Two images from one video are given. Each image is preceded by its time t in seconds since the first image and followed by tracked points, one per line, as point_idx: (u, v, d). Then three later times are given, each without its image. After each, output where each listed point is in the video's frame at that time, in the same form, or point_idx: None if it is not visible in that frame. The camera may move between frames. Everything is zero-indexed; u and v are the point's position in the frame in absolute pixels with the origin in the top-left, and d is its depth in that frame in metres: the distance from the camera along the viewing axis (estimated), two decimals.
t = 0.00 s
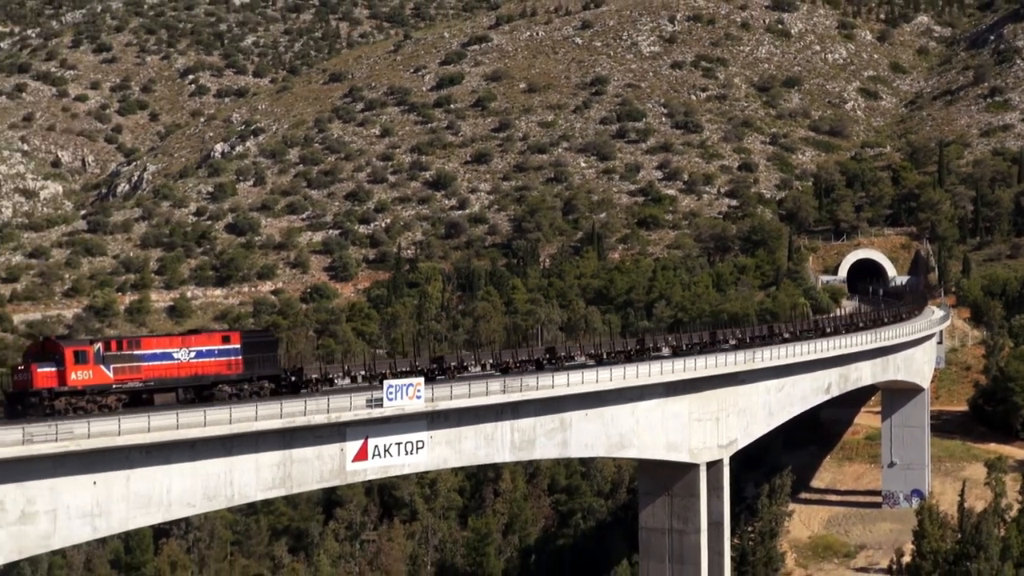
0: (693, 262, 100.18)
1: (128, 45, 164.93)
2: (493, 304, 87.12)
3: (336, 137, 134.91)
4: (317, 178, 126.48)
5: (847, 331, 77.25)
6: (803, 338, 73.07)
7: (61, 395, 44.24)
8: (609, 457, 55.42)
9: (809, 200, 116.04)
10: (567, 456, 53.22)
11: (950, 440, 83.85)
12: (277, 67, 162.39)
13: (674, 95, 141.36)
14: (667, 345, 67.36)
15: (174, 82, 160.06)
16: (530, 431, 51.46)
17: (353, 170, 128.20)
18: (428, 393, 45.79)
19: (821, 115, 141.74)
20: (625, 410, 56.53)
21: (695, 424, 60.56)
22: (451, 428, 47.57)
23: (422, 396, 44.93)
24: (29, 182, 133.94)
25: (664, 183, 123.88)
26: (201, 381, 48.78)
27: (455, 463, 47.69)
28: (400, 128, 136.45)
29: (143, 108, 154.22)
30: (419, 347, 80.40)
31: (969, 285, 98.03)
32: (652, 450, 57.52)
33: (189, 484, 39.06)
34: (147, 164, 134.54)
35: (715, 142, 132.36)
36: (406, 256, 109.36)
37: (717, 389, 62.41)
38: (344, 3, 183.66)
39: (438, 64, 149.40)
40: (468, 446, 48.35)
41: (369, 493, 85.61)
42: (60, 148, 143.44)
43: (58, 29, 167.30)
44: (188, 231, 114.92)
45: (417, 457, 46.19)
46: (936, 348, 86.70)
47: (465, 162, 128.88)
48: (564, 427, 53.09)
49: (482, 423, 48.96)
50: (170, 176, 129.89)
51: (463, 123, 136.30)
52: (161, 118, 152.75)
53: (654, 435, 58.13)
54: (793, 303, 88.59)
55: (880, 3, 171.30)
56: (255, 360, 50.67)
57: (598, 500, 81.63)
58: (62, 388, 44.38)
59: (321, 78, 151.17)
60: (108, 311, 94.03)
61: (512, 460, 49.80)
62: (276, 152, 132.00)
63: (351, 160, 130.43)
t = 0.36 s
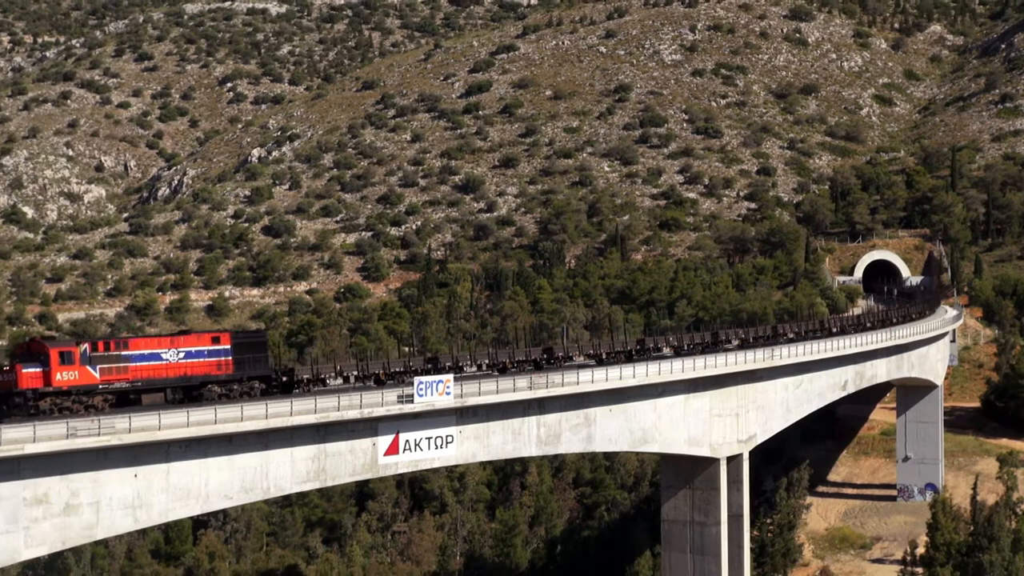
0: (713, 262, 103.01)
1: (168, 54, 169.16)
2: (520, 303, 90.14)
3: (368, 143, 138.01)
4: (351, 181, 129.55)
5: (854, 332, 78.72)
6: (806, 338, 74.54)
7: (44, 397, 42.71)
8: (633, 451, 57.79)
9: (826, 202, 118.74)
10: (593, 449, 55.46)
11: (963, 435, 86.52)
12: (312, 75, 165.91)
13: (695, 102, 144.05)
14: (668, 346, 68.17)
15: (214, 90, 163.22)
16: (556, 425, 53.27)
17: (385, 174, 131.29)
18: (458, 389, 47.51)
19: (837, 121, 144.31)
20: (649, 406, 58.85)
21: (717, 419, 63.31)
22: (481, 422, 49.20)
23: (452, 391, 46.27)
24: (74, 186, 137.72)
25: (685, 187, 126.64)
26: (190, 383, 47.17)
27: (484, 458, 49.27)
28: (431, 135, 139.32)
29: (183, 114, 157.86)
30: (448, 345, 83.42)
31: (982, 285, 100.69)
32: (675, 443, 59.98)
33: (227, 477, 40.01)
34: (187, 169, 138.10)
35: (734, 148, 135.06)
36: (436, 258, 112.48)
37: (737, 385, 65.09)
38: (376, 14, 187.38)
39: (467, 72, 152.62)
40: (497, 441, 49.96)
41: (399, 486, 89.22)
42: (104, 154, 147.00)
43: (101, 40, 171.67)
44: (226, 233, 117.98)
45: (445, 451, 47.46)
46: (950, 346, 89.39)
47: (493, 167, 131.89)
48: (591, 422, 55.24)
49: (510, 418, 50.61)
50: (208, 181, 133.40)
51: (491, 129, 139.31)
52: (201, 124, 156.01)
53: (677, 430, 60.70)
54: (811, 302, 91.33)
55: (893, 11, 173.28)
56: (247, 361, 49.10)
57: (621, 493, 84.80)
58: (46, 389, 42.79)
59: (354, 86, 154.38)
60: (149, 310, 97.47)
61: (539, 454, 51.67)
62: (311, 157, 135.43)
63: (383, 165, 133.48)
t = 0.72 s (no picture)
0: (727, 263, 105.93)
1: (200, 62, 171.29)
2: (540, 303, 93.24)
3: (393, 147, 140.99)
4: (376, 184, 132.46)
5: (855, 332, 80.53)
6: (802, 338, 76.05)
7: (23, 397, 45.06)
8: (649, 446, 60.58)
9: (836, 204, 121.49)
10: (610, 445, 58.31)
11: (968, 430, 89.41)
12: (338, 82, 168.58)
13: (709, 108, 146.64)
14: (664, 346, 69.96)
15: (243, 96, 165.31)
16: (574, 421, 56.13)
17: (409, 178, 134.29)
18: (479, 385, 50.74)
19: (847, 126, 146.98)
20: (664, 402, 61.69)
21: (729, 415, 66.18)
22: (501, 418, 52.21)
23: (472, 387, 49.60)
24: (107, 189, 140.70)
25: (700, 189, 129.39)
26: (171, 384, 49.48)
27: (504, 451, 52.45)
28: (454, 139, 142.13)
29: (213, 121, 159.73)
30: (471, 342, 86.47)
31: (987, 285, 103.58)
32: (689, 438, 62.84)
33: (256, 470, 43.58)
34: (217, 172, 141.26)
35: (747, 152, 137.69)
36: (457, 259, 115.60)
37: (749, 382, 67.94)
38: (399, 23, 190.03)
39: (488, 79, 155.51)
40: (517, 436, 52.96)
41: (422, 480, 92.31)
42: (136, 158, 148.33)
43: (135, 48, 174.93)
44: (256, 233, 121.12)
45: (468, 445, 50.78)
46: (956, 344, 92.24)
47: (512, 170, 134.84)
48: (607, 418, 58.10)
49: (531, 415, 53.63)
50: (238, 184, 136.62)
51: (511, 133, 142.15)
52: (231, 130, 158.43)
53: (691, 426, 63.53)
54: (821, 301, 94.21)
55: (902, 18, 174.94)
56: (228, 361, 51.28)
57: (637, 487, 87.77)
58: (24, 389, 45.17)
59: (379, 92, 157.38)
60: (181, 309, 100.73)
61: (558, 449, 54.54)
62: (337, 161, 138.52)
63: (406, 169, 136.52)
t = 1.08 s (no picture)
0: (737, 264, 108.92)
1: (229, 70, 174.83)
2: (556, 302, 96.41)
3: (414, 152, 144.34)
4: (397, 189, 136.02)
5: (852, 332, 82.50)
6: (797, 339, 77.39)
7: None
8: (662, 441, 63.42)
9: (842, 207, 124.42)
10: (624, 438, 61.15)
11: (971, 425, 92.49)
12: (362, 89, 172.51)
13: (720, 114, 149.37)
14: (655, 347, 70.91)
15: (270, 103, 168.77)
16: (589, 416, 58.89)
17: (430, 182, 137.58)
18: (497, 381, 52.77)
19: (853, 131, 149.88)
20: (677, 399, 64.56)
21: (740, 411, 69.03)
22: (518, 413, 54.65)
23: (491, 385, 51.40)
24: (139, 193, 143.67)
25: (711, 193, 132.24)
26: (150, 384, 49.25)
27: (521, 446, 54.65)
28: (473, 144, 145.31)
29: (241, 126, 163.28)
30: (490, 339, 89.64)
31: (989, 286, 106.71)
32: (701, 433, 65.69)
33: (283, 464, 45.17)
34: (244, 177, 144.31)
35: (756, 157, 140.44)
36: (476, 259, 118.81)
37: (759, 379, 70.76)
38: (421, 32, 193.69)
39: (507, 85, 158.76)
40: (534, 430, 55.44)
41: (443, 473, 95.34)
42: (168, 162, 151.90)
43: (166, 57, 177.77)
44: (282, 236, 124.69)
45: (486, 439, 52.94)
46: (959, 342, 95.34)
47: (529, 174, 137.88)
48: (621, 413, 60.92)
49: (548, 409, 56.31)
50: (265, 188, 139.97)
51: (528, 138, 145.28)
52: (258, 135, 161.89)
53: (702, 421, 66.36)
54: (828, 301, 97.15)
55: (906, 27, 177.49)
56: (207, 362, 51.10)
57: (650, 479, 90.71)
58: None
59: (401, 99, 160.82)
60: (210, 308, 104.00)
61: (575, 442, 57.39)
62: (361, 166, 141.81)
63: (427, 173, 139.63)
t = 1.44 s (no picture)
0: (748, 264, 112.01)
1: (256, 77, 178.73)
2: (573, 302, 99.68)
3: (436, 156, 147.59)
4: (419, 191, 139.23)
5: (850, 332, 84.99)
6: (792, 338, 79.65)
7: None
8: (675, 435, 66.41)
9: (850, 208, 127.32)
10: (639, 434, 64.13)
11: (975, 421, 95.68)
12: (385, 94, 175.68)
13: (732, 118, 152.04)
14: (645, 346, 73.20)
15: (296, 109, 172.49)
16: (605, 412, 61.94)
17: (451, 185, 140.60)
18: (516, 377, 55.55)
19: (860, 135, 152.78)
20: (689, 396, 67.63)
21: (751, 406, 72.08)
22: (536, 409, 57.47)
23: (510, 380, 54.17)
24: (172, 194, 146.79)
25: (723, 195, 135.04)
26: (129, 384, 51.03)
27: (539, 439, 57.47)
28: (493, 148, 148.49)
29: (269, 131, 166.85)
30: (509, 337, 92.91)
31: (993, 286, 109.92)
32: (713, 429, 68.72)
33: (309, 456, 47.49)
34: (272, 180, 147.74)
35: (767, 160, 143.13)
36: (496, 260, 122.07)
37: (769, 376, 73.77)
38: (442, 40, 197.19)
39: (525, 92, 161.96)
40: (551, 425, 58.32)
41: (464, 466, 98.89)
42: (199, 166, 155.19)
43: (197, 64, 181.11)
44: (308, 237, 128.24)
45: (505, 434, 55.50)
46: (964, 339, 98.50)
47: (547, 177, 140.91)
48: (637, 409, 63.89)
49: (566, 405, 59.25)
50: (293, 191, 143.37)
51: (545, 142, 148.46)
52: (285, 139, 165.35)
53: (714, 417, 69.37)
54: (836, 299, 100.24)
55: (912, 34, 179.96)
56: (187, 362, 52.88)
57: (664, 473, 93.81)
58: None
59: (422, 104, 164.19)
60: (239, 308, 107.40)
61: (591, 437, 60.25)
62: (385, 169, 145.14)
63: (449, 176, 142.70)
